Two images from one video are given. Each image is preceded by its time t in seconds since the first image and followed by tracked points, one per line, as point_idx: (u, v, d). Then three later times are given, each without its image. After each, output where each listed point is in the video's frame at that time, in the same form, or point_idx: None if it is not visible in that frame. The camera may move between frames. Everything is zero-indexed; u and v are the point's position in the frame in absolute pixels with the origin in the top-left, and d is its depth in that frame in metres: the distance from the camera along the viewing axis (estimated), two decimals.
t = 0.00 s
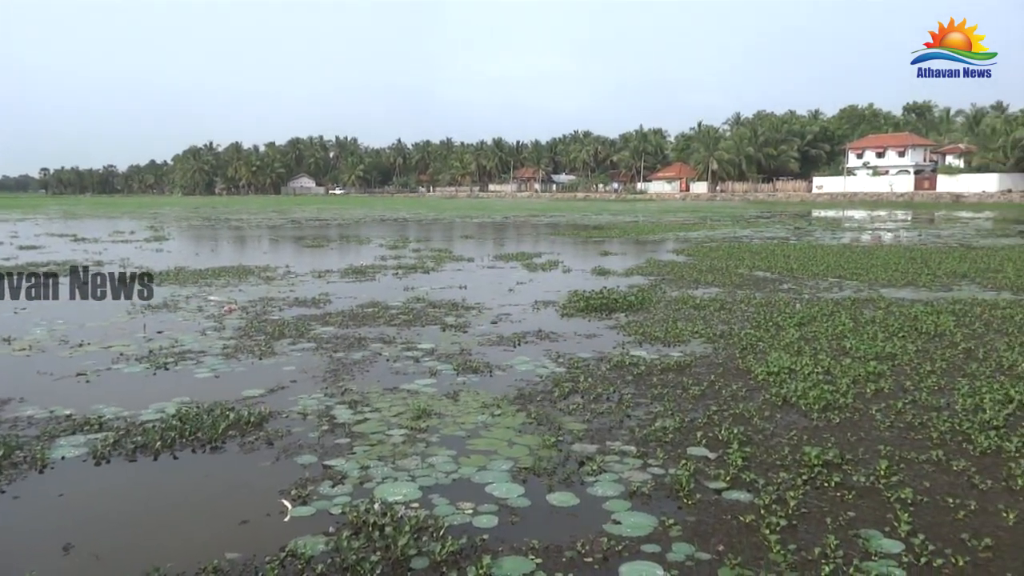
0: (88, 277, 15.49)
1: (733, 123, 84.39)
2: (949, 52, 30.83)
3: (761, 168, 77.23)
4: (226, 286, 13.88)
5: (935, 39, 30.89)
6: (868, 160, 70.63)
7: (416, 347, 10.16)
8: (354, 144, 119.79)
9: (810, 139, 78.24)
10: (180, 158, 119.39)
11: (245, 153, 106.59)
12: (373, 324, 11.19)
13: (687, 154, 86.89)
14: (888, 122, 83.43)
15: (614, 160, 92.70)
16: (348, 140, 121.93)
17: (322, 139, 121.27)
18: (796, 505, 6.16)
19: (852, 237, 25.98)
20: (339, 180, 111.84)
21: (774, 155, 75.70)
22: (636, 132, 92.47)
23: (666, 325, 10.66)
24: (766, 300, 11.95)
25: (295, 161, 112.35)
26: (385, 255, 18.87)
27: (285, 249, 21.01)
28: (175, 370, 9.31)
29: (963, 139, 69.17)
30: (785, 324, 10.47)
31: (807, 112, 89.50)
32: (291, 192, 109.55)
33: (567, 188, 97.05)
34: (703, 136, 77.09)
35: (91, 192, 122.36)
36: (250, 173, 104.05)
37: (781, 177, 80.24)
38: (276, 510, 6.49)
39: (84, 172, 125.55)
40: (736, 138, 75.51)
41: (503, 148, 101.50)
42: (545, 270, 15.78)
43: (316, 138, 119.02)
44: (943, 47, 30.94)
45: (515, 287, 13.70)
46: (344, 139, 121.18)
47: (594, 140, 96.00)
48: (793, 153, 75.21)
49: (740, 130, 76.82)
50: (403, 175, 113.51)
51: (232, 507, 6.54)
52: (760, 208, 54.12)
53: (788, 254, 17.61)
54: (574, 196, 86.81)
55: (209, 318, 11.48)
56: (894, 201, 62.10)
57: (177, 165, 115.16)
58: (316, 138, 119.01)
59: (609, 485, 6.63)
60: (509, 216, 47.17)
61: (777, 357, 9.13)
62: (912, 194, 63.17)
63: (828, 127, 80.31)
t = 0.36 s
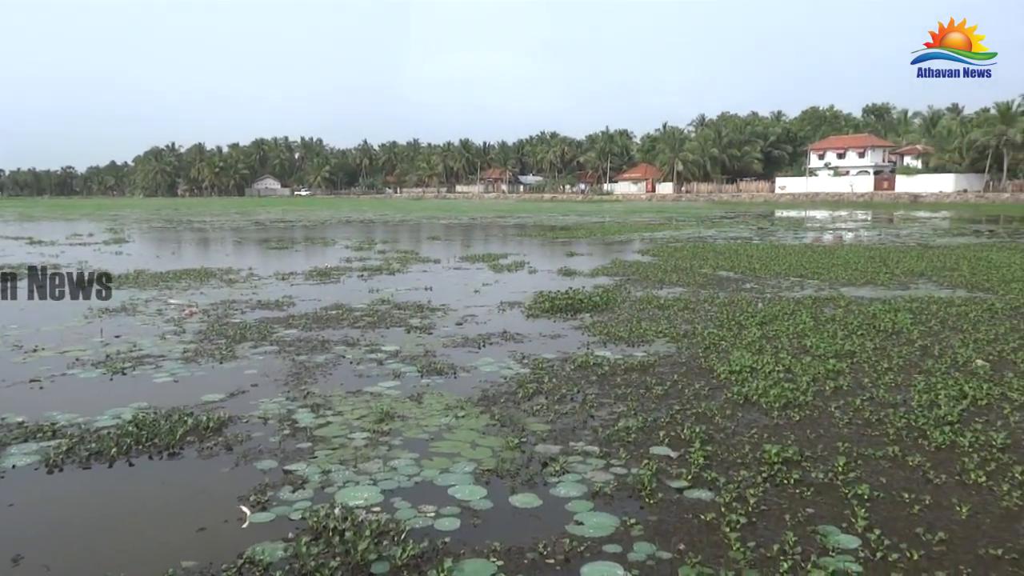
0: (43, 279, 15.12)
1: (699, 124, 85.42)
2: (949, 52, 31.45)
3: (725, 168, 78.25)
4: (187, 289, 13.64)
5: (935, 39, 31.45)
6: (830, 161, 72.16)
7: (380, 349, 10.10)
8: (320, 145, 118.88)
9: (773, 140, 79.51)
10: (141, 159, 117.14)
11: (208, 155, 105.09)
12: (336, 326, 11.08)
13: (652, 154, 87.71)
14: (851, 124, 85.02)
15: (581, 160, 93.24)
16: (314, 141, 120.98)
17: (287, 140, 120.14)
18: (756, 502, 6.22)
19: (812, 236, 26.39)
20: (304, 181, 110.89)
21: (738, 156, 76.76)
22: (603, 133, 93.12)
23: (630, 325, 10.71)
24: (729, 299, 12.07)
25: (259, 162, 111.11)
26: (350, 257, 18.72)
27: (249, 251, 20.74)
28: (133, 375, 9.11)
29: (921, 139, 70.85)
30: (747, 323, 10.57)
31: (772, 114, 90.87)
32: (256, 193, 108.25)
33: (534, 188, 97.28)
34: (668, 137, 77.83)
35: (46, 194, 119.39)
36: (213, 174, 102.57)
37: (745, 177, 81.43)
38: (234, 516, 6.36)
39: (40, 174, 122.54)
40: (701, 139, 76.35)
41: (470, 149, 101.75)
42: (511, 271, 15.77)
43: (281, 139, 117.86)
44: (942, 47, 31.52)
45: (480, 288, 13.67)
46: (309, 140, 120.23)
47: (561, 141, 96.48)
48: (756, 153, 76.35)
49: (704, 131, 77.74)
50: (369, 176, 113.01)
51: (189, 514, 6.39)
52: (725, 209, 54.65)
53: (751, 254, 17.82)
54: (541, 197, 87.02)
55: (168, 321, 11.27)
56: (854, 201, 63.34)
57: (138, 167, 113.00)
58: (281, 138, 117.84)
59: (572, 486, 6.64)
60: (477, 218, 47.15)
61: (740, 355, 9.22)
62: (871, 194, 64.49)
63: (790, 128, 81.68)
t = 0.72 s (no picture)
0: None
1: (666, 127, 86.27)
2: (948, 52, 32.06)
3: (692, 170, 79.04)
4: (148, 293, 13.40)
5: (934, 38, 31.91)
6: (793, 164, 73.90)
7: (346, 352, 10.04)
8: (287, 146, 117.85)
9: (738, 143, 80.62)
10: (102, 161, 114.80)
11: (172, 156, 103.49)
12: (301, 329, 10.98)
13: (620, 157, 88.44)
14: (818, 128, 86.49)
15: (550, 162, 93.60)
16: (281, 142, 119.95)
17: (254, 142, 118.91)
18: (717, 501, 6.27)
19: (776, 238, 26.77)
20: (271, 183, 109.79)
21: (705, 158, 77.66)
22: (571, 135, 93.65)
23: (596, 326, 10.75)
24: (694, 300, 12.17)
25: (225, 163, 109.80)
26: (316, 259, 18.54)
27: (214, 254, 20.47)
28: (90, 380, 8.91)
29: (882, 143, 72.37)
30: (712, 323, 10.68)
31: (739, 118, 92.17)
32: (221, 194, 106.83)
33: (503, 190, 97.37)
34: (636, 140, 78.40)
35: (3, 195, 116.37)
36: (177, 176, 100.97)
37: (711, 179, 82.49)
38: (192, 523, 6.21)
39: None
40: (668, 142, 77.06)
41: (438, 151, 101.84)
42: (478, 273, 15.76)
43: (248, 141, 116.61)
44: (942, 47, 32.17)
45: (447, 290, 13.63)
46: (277, 142, 119.17)
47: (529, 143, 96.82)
48: (722, 155, 77.32)
49: (672, 134, 78.45)
50: (337, 178, 112.32)
51: (145, 522, 6.24)
52: (692, 212, 55.08)
53: (716, 255, 18.00)
54: (510, 199, 87.12)
55: (128, 325, 11.06)
56: (818, 203, 64.45)
57: (99, 168, 110.75)
58: (248, 140, 116.60)
59: (536, 487, 6.64)
60: (446, 219, 47.15)
61: (703, 355, 9.31)
62: (835, 195, 65.60)
63: (755, 131, 82.88)
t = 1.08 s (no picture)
0: None
1: (633, 132, 87.12)
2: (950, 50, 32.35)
3: (659, 174, 79.89)
4: (106, 297, 13.09)
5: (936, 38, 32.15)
6: (758, 169, 75.10)
7: (309, 357, 9.94)
8: (252, 148, 116.43)
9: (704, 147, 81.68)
10: (60, 162, 112.03)
11: (133, 158, 101.43)
12: (264, 334, 10.83)
13: (587, 161, 89.10)
14: (781, 133, 88.02)
15: (517, 166, 93.87)
16: (246, 144, 118.54)
17: (218, 144, 117.24)
18: (681, 504, 6.32)
19: (740, 242, 27.11)
20: (236, 185, 108.34)
21: (671, 162, 78.59)
22: (539, 139, 94.07)
23: (562, 329, 10.79)
24: (659, 303, 12.28)
25: (187, 165, 108.14)
26: (280, 262, 18.32)
27: (175, 257, 20.10)
28: (44, 387, 8.66)
29: (844, 148, 73.92)
30: (677, 326, 10.78)
31: (705, 122, 93.40)
32: (184, 196, 105.01)
33: (471, 193, 97.31)
34: (602, 144, 79.01)
35: None
36: (138, 178, 99.00)
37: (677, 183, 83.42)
38: (148, 533, 6.04)
39: None
40: (634, 147, 77.80)
41: (405, 153, 101.60)
42: (445, 276, 15.71)
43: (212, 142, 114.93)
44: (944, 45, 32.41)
45: (414, 294, 13.55)
46: (241, 143, 117.72)
47: (496, 146, 97.04)
48: (688, 160, 78.30)
49: (638, 138, 79.23)
50: (302, 180, 111.33)
51: (99, 532, 6.04)
52: (658, 215, 55.54)
53: (681, 259, 18.18)
54: (478, 202, 87.10)
55: (85, 330, 10.79)
56: (782, 207, 65.54)
57: (57, 169, 108.05)
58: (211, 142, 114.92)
59: (500, 492, 6.62)
60: (413, 222, 46.93)
61: (668, 358, 9.40)
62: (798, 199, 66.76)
63: (719, 136, 83.93)
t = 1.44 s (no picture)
0: None
1: (568, 138, 88.31)
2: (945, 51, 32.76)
3: (593, 180, 81.16)
4: (18, 304, 12.40)
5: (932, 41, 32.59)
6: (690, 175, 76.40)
7: (238, 365, 9.65)
8: (179, 150, 112.80)
9: (637, 154, 83.40)
10: None
11: (49, 159, 96.64)
12: (191, 342, 10.47)
13: (523, 166, 89.82)
14: (712, 141, 90.68)
15: (453, 171, 93.84)
16: (173, 146, 114.78)
17: (143, 145, 113.06)
18: (614, 507, 6.40)
19: (672, 247, 27.69)
20: (162, 188, 104.71)
21: (605, 168, 80.03)
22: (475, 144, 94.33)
23: (498, 335, 10.79)
24: (594, 307, 12.43)
25: (110, 167, 103.90)
26: (208, 267, 17.77)
27: (96, 263, 19.25)
28: None
29: (770, 157, 76.67)
30: (611, 330, 10.93)
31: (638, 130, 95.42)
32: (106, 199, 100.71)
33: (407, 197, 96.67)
34: (538, 150, 79.76)
35: None
36: (56, 179, 94.36)
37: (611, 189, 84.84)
38: (64, 552, 5.69)
39: None
40: (569, 153, 78.84)
41: (339, 158, 100.34)
42: (380, 281, 15.52)
43: (136, 144, 110.76)
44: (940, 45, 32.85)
45: (348, 299, 13.33)
46: (167, 145, 113.89)
47: (432, 151, 96.86)
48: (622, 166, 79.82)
49: (573, 144, 80.32)
50: (232, 184, 108.56)
51: (9, 552, 5.67)
52: (592, 221, 56.30)
53: (616, 263, 18.47)
54: (413, 206, 86.54)
55: None
56: (712, 213, 67.42)
57: None
58: (136, 144, 110.74)
59: (434, 500, 6.56)
60: (346, 227, 46.25)
61: (603, 363, 9.52)
62: (728, 206, 68.81)
63: (653, 143, 85.82)
